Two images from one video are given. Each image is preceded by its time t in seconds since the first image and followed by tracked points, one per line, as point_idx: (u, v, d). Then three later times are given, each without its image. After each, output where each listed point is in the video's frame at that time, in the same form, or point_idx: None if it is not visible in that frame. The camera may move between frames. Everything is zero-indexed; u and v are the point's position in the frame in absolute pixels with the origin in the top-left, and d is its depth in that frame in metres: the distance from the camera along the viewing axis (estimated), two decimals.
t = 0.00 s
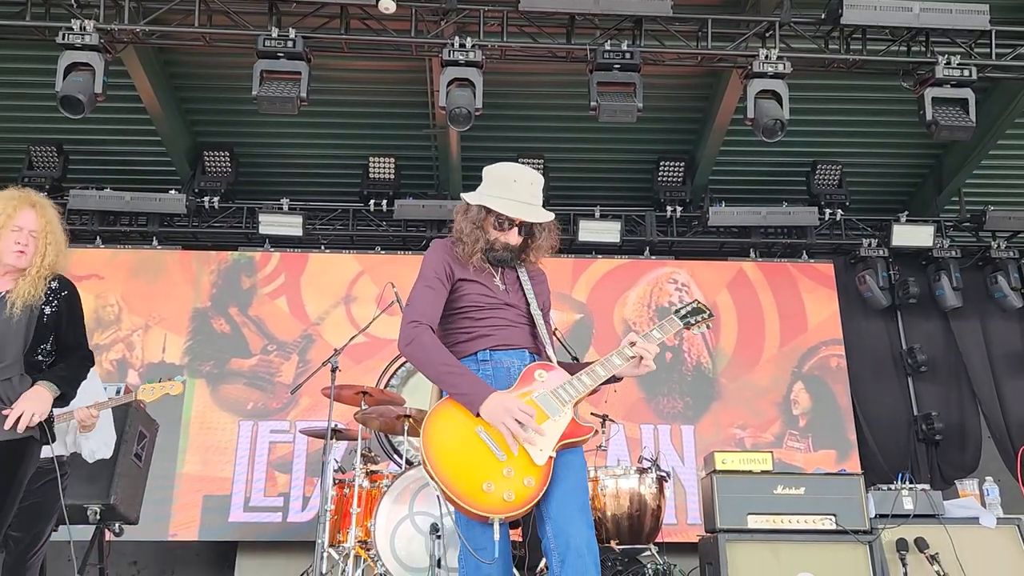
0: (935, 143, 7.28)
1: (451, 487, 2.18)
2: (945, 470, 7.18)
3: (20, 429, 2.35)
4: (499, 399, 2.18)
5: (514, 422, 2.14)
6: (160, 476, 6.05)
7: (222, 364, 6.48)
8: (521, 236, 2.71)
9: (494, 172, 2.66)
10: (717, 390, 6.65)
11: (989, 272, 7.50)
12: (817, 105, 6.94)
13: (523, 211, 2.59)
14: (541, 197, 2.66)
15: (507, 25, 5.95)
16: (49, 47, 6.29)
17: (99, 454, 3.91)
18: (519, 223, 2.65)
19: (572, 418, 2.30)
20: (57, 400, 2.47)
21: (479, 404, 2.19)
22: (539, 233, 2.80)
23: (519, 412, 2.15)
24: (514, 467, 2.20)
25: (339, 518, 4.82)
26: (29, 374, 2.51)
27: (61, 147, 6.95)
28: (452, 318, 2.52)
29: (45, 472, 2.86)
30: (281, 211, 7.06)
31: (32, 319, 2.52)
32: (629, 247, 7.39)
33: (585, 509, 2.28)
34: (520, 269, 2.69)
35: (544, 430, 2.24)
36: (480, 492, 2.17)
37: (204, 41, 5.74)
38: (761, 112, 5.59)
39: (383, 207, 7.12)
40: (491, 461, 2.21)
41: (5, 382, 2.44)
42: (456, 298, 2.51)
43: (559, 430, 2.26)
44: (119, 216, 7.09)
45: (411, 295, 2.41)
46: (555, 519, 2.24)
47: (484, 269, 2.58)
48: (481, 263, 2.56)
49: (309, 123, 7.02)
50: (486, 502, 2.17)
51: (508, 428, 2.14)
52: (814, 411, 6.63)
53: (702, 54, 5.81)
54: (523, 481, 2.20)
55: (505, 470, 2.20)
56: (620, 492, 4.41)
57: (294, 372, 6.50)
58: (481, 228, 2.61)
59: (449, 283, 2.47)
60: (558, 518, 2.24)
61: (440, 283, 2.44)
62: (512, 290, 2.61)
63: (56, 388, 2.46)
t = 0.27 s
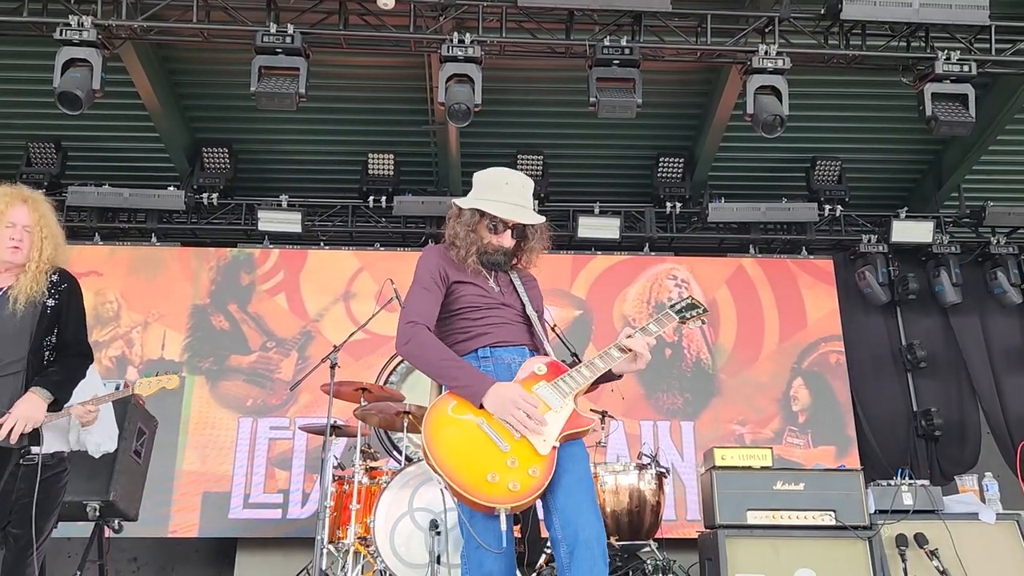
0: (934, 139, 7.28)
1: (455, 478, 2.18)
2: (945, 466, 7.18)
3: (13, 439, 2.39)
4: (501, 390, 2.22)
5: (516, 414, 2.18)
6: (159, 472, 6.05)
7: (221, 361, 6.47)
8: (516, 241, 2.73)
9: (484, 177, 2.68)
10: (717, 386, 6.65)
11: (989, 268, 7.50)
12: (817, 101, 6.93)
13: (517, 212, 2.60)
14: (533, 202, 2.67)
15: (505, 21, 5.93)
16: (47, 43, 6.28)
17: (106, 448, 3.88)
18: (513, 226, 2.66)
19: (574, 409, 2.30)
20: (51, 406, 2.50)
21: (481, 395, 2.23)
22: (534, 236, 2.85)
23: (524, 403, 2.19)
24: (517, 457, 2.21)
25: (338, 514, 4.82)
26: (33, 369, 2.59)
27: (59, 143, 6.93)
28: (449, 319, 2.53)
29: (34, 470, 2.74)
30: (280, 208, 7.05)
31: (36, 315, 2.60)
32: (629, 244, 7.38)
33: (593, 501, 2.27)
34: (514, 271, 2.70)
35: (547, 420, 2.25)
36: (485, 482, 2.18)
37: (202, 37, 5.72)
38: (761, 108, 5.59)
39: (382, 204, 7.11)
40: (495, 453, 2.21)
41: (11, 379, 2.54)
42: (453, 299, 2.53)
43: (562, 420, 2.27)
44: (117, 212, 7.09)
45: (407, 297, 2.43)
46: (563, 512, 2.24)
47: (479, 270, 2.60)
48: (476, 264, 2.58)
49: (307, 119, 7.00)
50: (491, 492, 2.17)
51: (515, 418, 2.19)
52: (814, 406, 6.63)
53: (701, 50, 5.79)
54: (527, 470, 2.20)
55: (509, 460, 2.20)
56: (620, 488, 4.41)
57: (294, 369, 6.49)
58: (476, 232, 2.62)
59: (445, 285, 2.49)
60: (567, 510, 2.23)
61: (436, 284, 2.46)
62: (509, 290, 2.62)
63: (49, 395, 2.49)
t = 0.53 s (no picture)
0: (935, 136, 7.27)
1: (452, 479, 2.19)
2: (945, 463, 7.17)
3: (24, 431, 2.38)
4: (497, 391, 2.21)
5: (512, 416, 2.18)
6: (159, 470, 6.05)
7: (221, 359, 6.47)
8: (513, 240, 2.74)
9: (481, 177, 2.69)
10: (716, 383, 6.64)
11: (989, 265, 7.49)
12: (817, 97, 6.92)
13: (515, 212, 2.61)
14: (530, 200, 2.68)
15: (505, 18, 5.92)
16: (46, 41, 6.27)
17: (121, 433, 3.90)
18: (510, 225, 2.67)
19: (570, 407, 2.29)
20: (55, 397, 2.49)
21: (477, 396, 2.22)
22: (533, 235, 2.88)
23: (520, 406, 2.19)
24: (514, 457, 2.21)
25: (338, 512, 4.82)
26: (30, 362, 2.57)
27: (58, 141, 6.92)
28: (448, 319, 2.52)
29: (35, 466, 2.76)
30: (279, 206, 7.04)
31: (22, 307, 2.60)
32: (628, 241, 7.38)
33: (594, 496, 2.27)
34: (512, 272, 2.70)
35: (543, 419, 2.24)
36: (482, 482, 2.18)
37: (201, 34, 5.71)
38: (761, 105, 5.56)
39: (381, 201, 7.10)
40: (491, 452, 2.22)
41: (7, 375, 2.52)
42: (452, 299, 2.52)
43: (558, 419, 2.26)
44: (116, 210, 7.09)
45: (407, 297, 2.43)
46: (564, 506, 2.23)
47: (477, 271, 2.60)
48: (474, 264, 2.57)
49: (306, 116, 6.99)
50: (489, 492, 2.18)
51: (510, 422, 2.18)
52: (813, 403, 6.62)
53: (702, 47, 5.78)
54: (525, 470, 2.21)
55: (506, 460, 2.21)
56: (619, 485, 4.40)
57: (293, 366, 6.49)
58: (473, 232, 2.62)
59: (444, 285, 2.49)
60: (567, 505, 2.23)
61: (436, 284, 2.46)
62: (508, 291, 2.62)
63: (52, 386, 2.47)
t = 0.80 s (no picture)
0: (935, 135, 7.26)
1: (455, 472, 2.18)
2: (946, 461, 7.17)
3: (20, 427, 2.39)
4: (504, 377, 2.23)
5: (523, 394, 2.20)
6: (160, 469, 6.05)
7: (222, 359, 6.47)
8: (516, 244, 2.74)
9: (481, 185, 2.71)
10: (717, 382, 6.64)
11: (989, 263, 7.49)
12: (817, 96, 6.92)
13: (515, 217, 2.61)
14: (529, 205, 2.69)
15: (505, 17, 5.92)
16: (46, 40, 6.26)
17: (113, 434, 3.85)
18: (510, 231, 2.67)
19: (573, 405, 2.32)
20: (50, 393, 2.49)
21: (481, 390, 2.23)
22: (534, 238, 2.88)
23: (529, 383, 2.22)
24: (517, 450, 2.21)
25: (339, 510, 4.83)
26: (25, 364, 2.57)
27: (59, 141, 6.92)
28: (450, 324, 2.53)
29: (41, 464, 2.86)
30: (279, 205, 7.04)
31: (24, 312, 2.62)
32: (629, 240, 7.38)
33: (595, 494, 2.28)
34: (514, 279, 2.70)
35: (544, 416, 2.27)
36: (486, 475, 2.18)
37: (201, 33, 5.71)
38: (761, 103, 5.56)
39: (382, 200, 7.10)
40: (494, 445, 2.22)
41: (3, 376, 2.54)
42: (453, 303, 2.53)
43: (561, 417, 2.29)
44: (117, 210, 7.10)
45: (408, 298, 2.44)
46: (565, 503, 2.24)
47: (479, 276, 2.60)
48: (475, 270, 2.58)
49: (307, 115, 6.99)
50: (493, 485, 2.18)
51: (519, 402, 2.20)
52: (814, 402, 6.62)
53: (702, 46, 5.77)
54: (528, 462, 2.21)
55: (509, 453, 2.21)
56: (620, 484, 4.40)
57: (294, 365, 6.49)
58: (474, 238, 2.64)
59: (446, 288, 2.50)
60: (569, 502, 2.23)
61: (437, 286, 2.47)
62: (509, 296, 2.62)
63: (48, 382, 2.48)
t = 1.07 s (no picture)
0: (936, 133, 7.25)
1: (456, 463, 2.17)
2: (948, 460, 7.16)
3: (22, 429, 2.40)
4: (511, 363, 2.30)
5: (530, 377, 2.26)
6: (160, 469, 6.06)
7: (222, 358, 6.47)
8: (517, 246, 2.74)
9: (480, 187, 2.71)
10: (718, 381, 6.64)
11: (991, 262, 7.47)
12: (819, 95, 6.91)
13: (514, 219, 2.61)
14: (529, 207, 2.68)
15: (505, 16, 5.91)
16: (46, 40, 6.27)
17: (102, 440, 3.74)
18: (510, 232, 2.67)
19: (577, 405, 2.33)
20: (52, 393, 2.52)
21: (486, 374, 2.29)
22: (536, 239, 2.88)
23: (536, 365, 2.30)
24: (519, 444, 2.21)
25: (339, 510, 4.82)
26: (25, 363, 2.58)
27: (59, 141, 6.92)
28: (452, 325, 2.52)
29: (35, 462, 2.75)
30: (280, 205, 7.03)
31: (24, 311, 2.61)
32: (630, 239, 7.37)
33: (599, 493, 2.28)
34: (515, 281, 2.70)
35: (547, 412, 2.28)
36: (487, 468, 2.17)
37: (202, 33, 5.71)
38: (761, 102, 5.55)
39: (382, 200, 7.10)
40: (496, 440, 2.22)
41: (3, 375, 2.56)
42: (454, 305, 2.53)
43: (563, 415, 2.30)
44: (118, 210, 7.10)
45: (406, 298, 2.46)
46: (568, 502, 2.24)
47: (481, 278, 2.61)
48: (476, 271, 2.58)
49: (307, 115, 6.99)
50: (494, 478, 2.16)
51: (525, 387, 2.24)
52: (816, 401, 6.62)
53: (702, 45, 5.75)
54: (530, 457, 2.20)
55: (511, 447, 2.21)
56: (621, 483, 4.40)
57: (295, 365, 6.49)
58: (474, 240, 2.65)
59: (445, 290, 2.51)
60: (573, 500, 2.24)
61: (435, 287, 2.49)
62: (511, 298, 2.62)
63: (49, 382, 2.51)
